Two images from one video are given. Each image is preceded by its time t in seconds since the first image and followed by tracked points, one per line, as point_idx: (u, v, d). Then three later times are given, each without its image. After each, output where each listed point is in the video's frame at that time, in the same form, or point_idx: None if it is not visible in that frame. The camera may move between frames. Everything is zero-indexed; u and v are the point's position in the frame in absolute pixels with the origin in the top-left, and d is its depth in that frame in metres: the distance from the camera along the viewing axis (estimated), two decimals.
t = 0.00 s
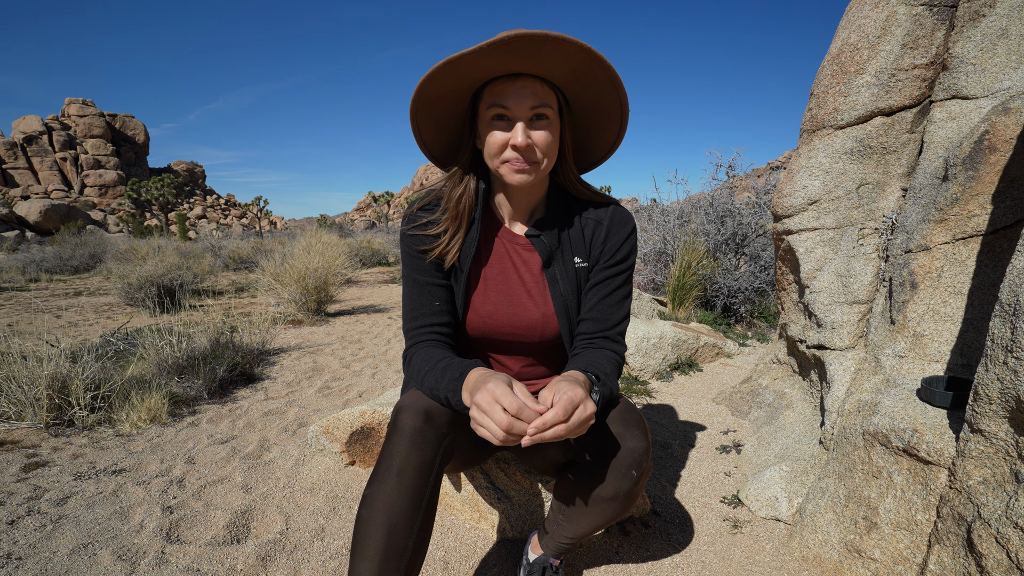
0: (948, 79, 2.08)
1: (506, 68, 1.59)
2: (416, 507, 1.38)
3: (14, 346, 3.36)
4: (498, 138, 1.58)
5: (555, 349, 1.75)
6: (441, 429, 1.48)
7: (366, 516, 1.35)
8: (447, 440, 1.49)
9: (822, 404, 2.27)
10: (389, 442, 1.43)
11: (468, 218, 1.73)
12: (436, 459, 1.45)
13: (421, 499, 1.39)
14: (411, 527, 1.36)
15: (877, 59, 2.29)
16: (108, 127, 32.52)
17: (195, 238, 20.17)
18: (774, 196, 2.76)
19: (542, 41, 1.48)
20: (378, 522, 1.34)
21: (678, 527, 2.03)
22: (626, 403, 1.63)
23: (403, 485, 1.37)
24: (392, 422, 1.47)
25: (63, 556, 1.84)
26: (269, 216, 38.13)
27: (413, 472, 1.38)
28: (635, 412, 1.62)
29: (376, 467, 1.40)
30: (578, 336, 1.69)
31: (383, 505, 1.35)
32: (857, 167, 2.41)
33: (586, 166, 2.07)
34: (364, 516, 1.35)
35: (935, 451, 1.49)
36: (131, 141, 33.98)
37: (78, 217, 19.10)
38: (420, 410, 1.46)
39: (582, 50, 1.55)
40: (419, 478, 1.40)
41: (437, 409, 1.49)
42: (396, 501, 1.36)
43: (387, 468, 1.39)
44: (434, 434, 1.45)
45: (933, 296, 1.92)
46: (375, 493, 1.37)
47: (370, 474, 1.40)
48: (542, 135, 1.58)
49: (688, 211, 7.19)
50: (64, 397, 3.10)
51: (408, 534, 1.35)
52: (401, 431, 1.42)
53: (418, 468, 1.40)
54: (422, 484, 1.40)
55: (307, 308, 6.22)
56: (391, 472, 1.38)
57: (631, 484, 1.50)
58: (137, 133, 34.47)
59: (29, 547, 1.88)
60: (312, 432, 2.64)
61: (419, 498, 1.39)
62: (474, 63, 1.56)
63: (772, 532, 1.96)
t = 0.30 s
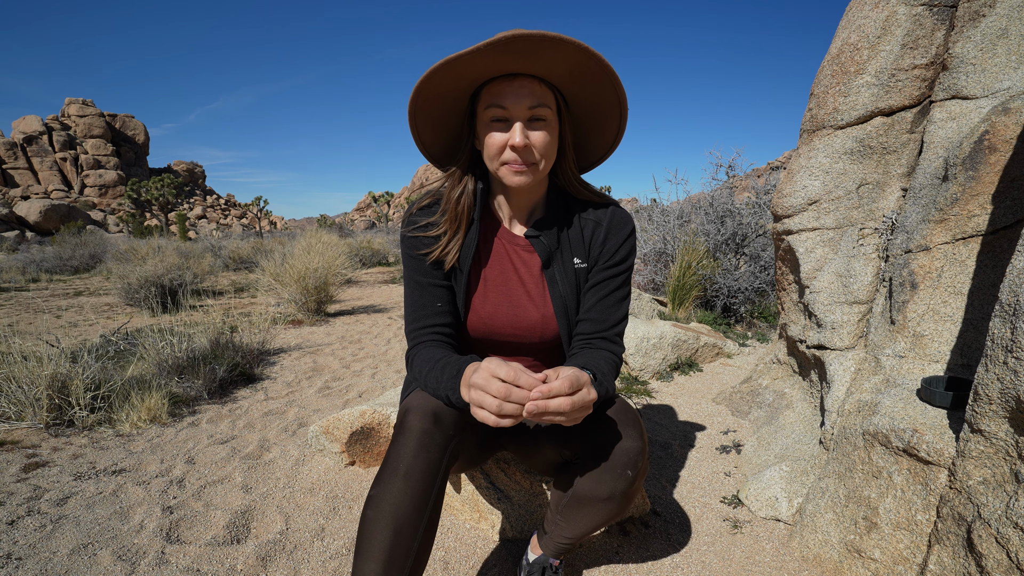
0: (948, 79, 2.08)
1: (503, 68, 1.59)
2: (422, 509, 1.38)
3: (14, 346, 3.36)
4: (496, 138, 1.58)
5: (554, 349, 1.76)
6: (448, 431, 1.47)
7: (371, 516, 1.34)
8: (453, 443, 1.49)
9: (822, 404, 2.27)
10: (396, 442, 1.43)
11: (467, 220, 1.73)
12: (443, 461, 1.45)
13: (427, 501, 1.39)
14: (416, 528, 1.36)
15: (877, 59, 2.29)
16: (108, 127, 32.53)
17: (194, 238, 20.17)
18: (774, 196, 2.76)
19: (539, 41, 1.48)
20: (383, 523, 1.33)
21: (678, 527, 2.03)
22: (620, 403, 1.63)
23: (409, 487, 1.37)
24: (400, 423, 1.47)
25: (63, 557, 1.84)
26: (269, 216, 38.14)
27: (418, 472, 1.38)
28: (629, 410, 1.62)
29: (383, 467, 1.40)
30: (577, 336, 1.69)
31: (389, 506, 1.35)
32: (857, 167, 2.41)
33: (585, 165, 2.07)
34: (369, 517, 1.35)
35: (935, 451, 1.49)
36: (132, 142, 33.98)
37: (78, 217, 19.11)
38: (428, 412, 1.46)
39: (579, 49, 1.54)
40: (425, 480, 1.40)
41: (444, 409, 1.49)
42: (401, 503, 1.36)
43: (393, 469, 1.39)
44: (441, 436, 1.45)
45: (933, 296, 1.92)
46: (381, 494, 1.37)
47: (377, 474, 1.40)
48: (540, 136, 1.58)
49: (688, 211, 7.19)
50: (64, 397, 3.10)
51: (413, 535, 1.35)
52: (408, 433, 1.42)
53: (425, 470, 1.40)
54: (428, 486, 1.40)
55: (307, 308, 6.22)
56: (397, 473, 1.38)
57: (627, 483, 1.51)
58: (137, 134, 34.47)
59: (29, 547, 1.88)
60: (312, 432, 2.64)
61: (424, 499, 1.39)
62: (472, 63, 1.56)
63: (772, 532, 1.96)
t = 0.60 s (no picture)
0: (948, 79, 2.08)
1: (497, 65, 1.59)
2: (430, 511, 1.38)
3: (14, 346, 3.36)
4: (491, 136, 1.58)
5: (555, 351, 1.75)
6: (460, 434, 1.47)
7: (380, 516, 1.34)
8: (464, 446, 1.50)
9: (822, 404, 2.27)
10: (406, 444, 1.43)
11: (467, 221, 1.72)
12: (452, 465, 1.45)
13: (436, 504, 1.39)
14: (424, 531, 1.36)
15: (877, 59, 2.29)
16: (108, 127, 32.54)
17: (194, 238, 20.18)
18: (774, 196, 2.76)
19: (529, 34, 1.48)
20: (392, 524, 1.33)
21: (678, 528, 2.03)
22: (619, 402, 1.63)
23: (419, 488, 1.38)
24: (411, 423, 1.47)
25: (63, 557, 1.84)
26: (269, 216, 38.16)
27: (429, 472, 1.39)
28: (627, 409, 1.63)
29: (392, 468, 1.40)
30: (577, 338, 1.68)
31: (398, 507, 1.35)
32: (857, 167, 2.41)
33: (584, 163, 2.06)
34: (378, 516, 1.35)
35: (935, 451, 1.49)
36: (132, 142, 33.99)
37: (78, 217, 19.11)
38: (440, 415, 1.44)
39: (570, 41, 1.54)
40: (435, 482, 1.40)
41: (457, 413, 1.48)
42: (410, 504, 1.36)
43: (403, 470, 1.39)
44: (452, 439, 1.45)
45: (933, 296, 1.92)
46: (390, 495, 1.37)
47: (387, 473, 1.40)
48: (536, 132, 1.57)
49: (688, 211, 7.19)
50: (64, 397, 3.10)
51: (420, 538, 1.35)
52: (420, 434, 1.42)
53: (436, 472, 1.40)
54: (438, 489, 1.40)
55: (307, 308, 6.22)
56: (407, 475, 1.38)
57: (624, 484, 1.51)
58: (137, 134, 34.47)
59: (29, 547, 1.88)
60: (312, 432, 2.64)
61: (433, 502, 1.39)
62: (465, 61, 1.57)
63: (772, 532, 1.96)
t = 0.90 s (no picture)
0: (948, 79, 2.08)
1: (489, 74, 1.59)
2: (424, 510, 1.37)
3: (14, 346, 3.36)
4: (489, 144, 1.58)
5: (557, 351, 1.75)
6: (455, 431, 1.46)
7: (374, 516, 1.35)
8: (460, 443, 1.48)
9: (822, 404, 2.27)
10: (399, 442, 1.43)
11: (470, 223, 1.72)
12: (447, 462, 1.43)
13: (430, 503, 1.38)
14: (418, 530, 1.36)
15: (877, 59, 2.29)
16: (108, 127, 32.54)
17: (194, 238, 20.18)
18: (773, 196, 2.76)
19: (516, 44, 1.46)
20: (386, 523, 1.33)
21: (677, 527, 2.03)
22: (618, 402, 1.63)
23: (412, 488, 1.36)
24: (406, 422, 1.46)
25: (63, 556, 1.84)
26: (269, 216, 38.17)
27: (421, 476, 1.36)
28: (627, 409, 1.62)
29: (386, 468, 1.40)
30: (579, 336, 1.68)
31: (391, 506, 1.35)
32: (857, 167, 2.41)
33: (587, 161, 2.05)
34: (372, 516, 1.35)
35: (935, 451, 1.49)
36: (132, 142, 34.00)
37: (78, 217, 19.11)
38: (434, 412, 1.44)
39: (557, 47, 1.51)
40: (428, 480, 1.38)
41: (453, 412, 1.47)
42: (404, 503, 1.35)
43: (397, 469, 1.39)
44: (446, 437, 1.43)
45: (933, 296, 1.93)
46: (384, 494, 1.37)
47: (381, 472, 1.40)
48: (531, 138, 1.57)
49: (688, 211, 7.20)
50: (64, 397, 3.10)
51: (414, 537, 1.35)
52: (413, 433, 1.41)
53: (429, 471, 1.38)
54: (431, 488, 1.38)
55: (307, 308, 6.22)
56: (400, 474, 1.37)
57: (621, 484, 1.50)
58: (137, 134, 34.47)
59: (29, 547, 1.88)
60: (312, 432, 2.64)
61: (426, 501, 1.38)
62: (457, 73, 1.57)
63: (772, 532, 1.96)
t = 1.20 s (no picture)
0: (948, 79, 2.08)
1: (492, 80, 1.58)
2: (425, 510, 1.38)
3: (14, 346, 3.36)
4: (490, 150, 1.59)
5: (555, 351, 1.75)
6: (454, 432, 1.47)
7: (374, 516, 1.34)
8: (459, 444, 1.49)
9: (822, 404, 2.27)
10: (400, 443, 1.43)
11: (469, 223, 1.72)
12: (446, 463, 1.45)
13: (431, 503, 1.39)
14: (419, 530, 1.36)
15: (877, 59, 2.29)
16: (108, 127, 32.55)
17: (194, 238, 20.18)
18: (773, 196, 2.76)
19: (522, 54, 1.46)
20: (387, 523, 1.33)
21: (677, 527, 2.03)
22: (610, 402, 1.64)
23: (413, 487, 1.37)
24: (405, 423, 1.47)
25: (63, 557, 1.84)
26: (269, 216, 38.17)
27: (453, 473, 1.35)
28: (619, 409, 1.64)
29: (386, 468, 1.41)
30: (577, 337, 1.68)
31: (392, 506, 1.35)
32: (857, 167, 2.41)
33: (585, 159, 2.05)
34: (373, 517, 1.35)
35: (935, 451, 1.49)
36: (132, 142, 34.01)
37: (78, 217, 19.11)
38: (433, 413, 1.45)
39: (563, 58, 1.51)
40: (429, 480, 1.39)
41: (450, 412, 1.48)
42: (405, 503, 1.36)
43: (397, 469, 1.39)
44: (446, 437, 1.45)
45: (933, 296, 1.93)
46: (385, 494, 1.37)
47: (381, 473, 1.40)
48: (534, 146, 1.58)
49: (689, 210, 7.20)
50: (64, 397, 3.10)
51: (415, 537, 1.35)
52: (413, 433, 1.42)
53: (430, 471, 1.40)
54: (431, 488, 1.39)
55: (307, 309, 6.22)
56: (401, 474, 1.38)
57: (615, 483, 1.51)
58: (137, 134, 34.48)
59: (30, 547, 1.88)
60: (312, 432, 2.64)
61: (427, 501, 1.38)
62: (460, 78, 1.56)
63: (772, 532, 1.96)
